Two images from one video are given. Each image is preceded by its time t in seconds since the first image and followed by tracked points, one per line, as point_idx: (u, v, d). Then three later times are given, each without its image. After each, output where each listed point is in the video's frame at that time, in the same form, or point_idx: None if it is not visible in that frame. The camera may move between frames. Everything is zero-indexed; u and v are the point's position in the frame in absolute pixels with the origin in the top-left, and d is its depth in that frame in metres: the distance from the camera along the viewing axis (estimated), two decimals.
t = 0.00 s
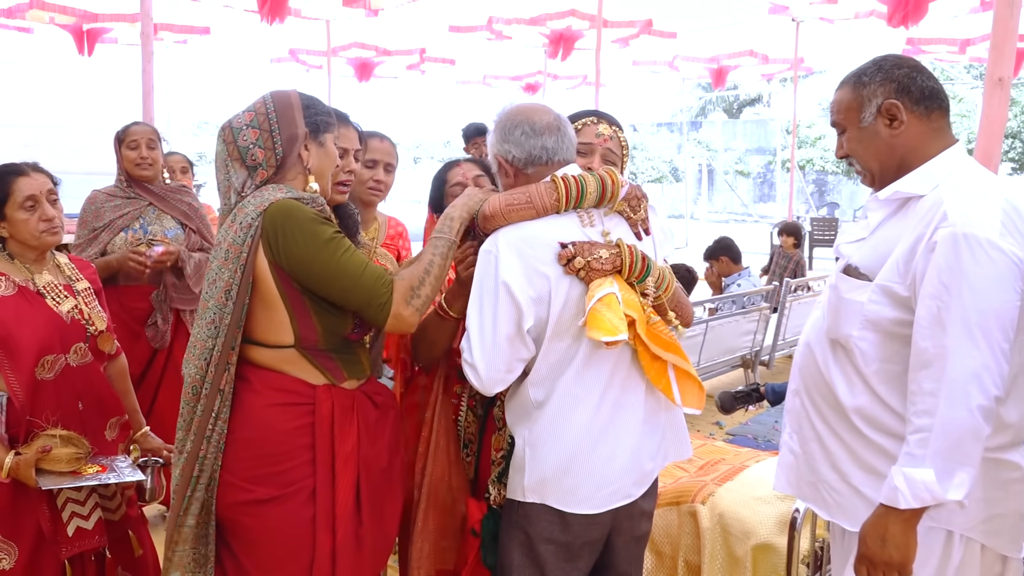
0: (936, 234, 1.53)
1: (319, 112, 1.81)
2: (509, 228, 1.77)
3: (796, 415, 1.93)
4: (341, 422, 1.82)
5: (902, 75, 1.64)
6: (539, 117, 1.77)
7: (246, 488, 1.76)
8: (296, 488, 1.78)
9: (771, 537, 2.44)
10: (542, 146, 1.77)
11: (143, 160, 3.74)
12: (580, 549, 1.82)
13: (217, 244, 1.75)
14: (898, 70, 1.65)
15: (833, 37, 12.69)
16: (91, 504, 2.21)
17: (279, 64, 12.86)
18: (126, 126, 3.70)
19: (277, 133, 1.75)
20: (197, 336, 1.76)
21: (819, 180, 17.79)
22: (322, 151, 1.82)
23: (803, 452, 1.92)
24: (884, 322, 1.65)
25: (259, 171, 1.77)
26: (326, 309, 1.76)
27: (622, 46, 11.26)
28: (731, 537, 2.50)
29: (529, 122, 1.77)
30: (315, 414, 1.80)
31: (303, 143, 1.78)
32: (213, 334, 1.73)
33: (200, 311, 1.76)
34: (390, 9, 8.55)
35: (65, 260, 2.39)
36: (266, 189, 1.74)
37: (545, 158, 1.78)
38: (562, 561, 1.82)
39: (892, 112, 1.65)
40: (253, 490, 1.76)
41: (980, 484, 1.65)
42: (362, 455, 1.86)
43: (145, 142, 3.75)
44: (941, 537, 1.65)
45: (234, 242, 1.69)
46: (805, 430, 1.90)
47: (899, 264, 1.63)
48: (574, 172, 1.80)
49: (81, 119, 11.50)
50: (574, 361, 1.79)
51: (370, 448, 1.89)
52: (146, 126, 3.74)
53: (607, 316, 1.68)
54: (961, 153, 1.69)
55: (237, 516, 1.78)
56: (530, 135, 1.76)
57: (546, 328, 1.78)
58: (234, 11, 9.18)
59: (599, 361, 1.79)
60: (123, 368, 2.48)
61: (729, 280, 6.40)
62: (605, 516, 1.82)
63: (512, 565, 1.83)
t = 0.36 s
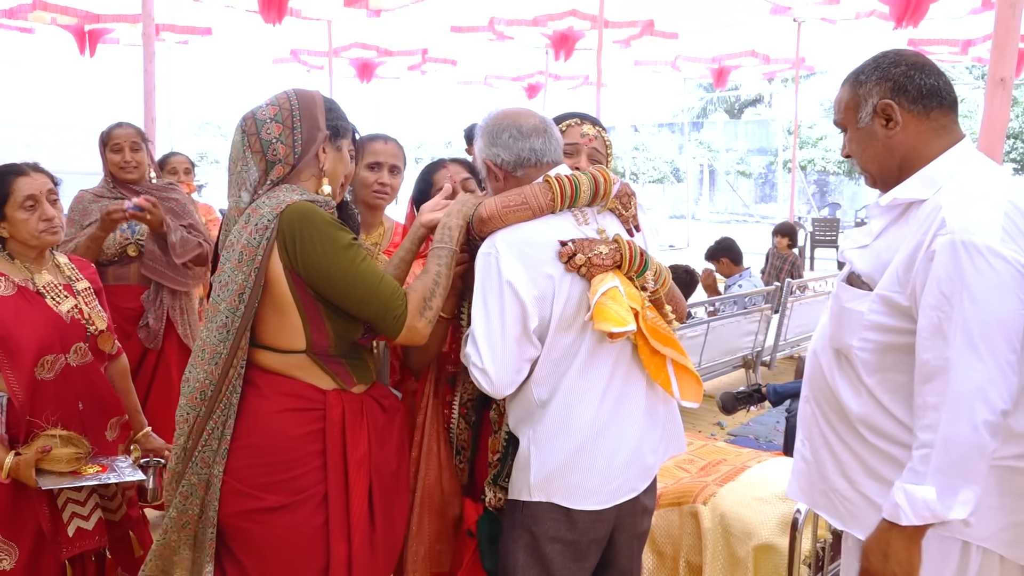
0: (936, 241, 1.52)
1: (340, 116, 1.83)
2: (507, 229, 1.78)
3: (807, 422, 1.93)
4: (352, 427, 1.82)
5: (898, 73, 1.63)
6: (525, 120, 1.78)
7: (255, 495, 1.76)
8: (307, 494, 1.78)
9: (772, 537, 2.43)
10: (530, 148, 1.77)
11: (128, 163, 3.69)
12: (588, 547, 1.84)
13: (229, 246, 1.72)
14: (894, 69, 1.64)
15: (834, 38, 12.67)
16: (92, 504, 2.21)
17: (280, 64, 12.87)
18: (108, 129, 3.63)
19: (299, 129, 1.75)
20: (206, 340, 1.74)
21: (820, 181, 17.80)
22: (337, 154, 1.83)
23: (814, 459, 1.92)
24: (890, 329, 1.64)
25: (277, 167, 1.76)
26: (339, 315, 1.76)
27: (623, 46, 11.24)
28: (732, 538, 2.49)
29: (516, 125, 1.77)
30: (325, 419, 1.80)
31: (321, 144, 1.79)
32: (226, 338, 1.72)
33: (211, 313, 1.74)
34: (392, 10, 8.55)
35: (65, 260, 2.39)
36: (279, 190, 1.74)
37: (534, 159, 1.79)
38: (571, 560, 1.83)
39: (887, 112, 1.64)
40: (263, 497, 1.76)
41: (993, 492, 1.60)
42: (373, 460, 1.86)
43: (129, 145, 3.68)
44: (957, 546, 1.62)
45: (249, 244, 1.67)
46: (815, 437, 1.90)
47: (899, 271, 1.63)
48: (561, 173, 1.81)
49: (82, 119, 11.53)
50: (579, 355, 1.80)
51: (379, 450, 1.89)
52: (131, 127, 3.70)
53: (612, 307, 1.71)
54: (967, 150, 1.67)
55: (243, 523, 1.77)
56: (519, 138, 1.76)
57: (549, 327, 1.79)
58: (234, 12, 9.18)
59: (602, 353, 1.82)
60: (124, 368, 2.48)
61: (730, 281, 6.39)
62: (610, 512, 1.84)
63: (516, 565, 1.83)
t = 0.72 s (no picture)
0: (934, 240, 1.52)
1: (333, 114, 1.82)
2: (507, 230, 1.78)
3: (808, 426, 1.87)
4: (348, 429, 1.82)
5: (905, 75, 1.62)
6: (520, 122, 1.77)
7: (252, 501, 1.75)
8: (304, 499, 1.78)
9: (770, 538, 2.43)
10: (527, 149, 1.77)
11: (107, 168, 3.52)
12: (588, 548, 1.85)
13: (226, 250, 1.73)
14: (901, 70, 1.63)
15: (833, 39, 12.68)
16: (89, 506, 2.20)
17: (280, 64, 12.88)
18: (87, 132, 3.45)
19: (296, 133, 1.75)
20: (203, 346, 1.74)
21: (819, 182, 17.81)
22: (331, 153, 1.83)
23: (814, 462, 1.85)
24: (888, 327, 1.64)
25: (278, 173, 1.76)
26: (336, 320, 1.76)
27: (622, 47, 11.25)
28: (730, 538, 2.50)
29: (512, 126, 1.77)
30: (322, 422, 1.80)
31: (317, 145, 1.79)
32: (223, 345, 1.71)
33: (208, 320, 1.74)
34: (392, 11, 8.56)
35: (62, 260, 2.38)
36: (276, 192, 1.74)
37: (530, 160, 1.79)
38: (572, 562, 1.83)
39: (894, 113, 1.63)
40: (259, 502, 1.75)
41: (993, 498, 1.56)
42: (369, 462, 1.87)
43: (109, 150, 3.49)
44: (955, 554, 1.56)
45: (246, 248, 1.68)
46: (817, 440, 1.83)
47: (897, 271, 1.63)
48: (556, 174, 1.82)
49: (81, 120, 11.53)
50: (579, 356, 1.81)
51: (375, 453, 1.90)
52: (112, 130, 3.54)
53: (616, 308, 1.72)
54: (971, 150, 1.66)
55: (240, 528, 1.76)
56: (514, 139, 1.76)
57: (550, 327, 1.79)
58: (233, 12, 9.19)
59: (603, 354, 1.82)
60: (120, 368, 2.48)
61: (729, 282, 6.39)
62: (611, 512, 1.84)
63: (517, 567, 1.83)
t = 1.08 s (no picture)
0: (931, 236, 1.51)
1: (303, 110, 1.81)
2: (499, 230, 1.77)
3: (798, 427, 1.86)
4: (338, 431, 1.82)
5: (905, 77, 1.61)
6: (510, 123, 1.79)
7: (244, 506, 1.75)
8: (295, 503, 1.77)
9: (760, 538, 2.44)
10: (516, 150, 1.77)
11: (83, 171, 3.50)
12: (579, 549, 1.85)
13: (210, 255, 1.70)
14: (901, 72, 1.62)
15: (825, 41, 12.72)
16: (76, 507, 2.20)
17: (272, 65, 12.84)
18: (61, 135, 3.45)
19: (260, 129, 1.74)
20: (192, 353, 1.70)
21: (810, 183, 17.91)
22: (307, 150, 1.82)
23: (803, 465, 1.84)
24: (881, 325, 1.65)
25: (246, 173, 1.76)
26: (322, 322, 1.76)
27: (615, 48, 11.26)
28: (719, 538, 2.50)
29: (501, 127, 1.78)
30: (313, 425, 1.80)
31: (287, 144, 1.78)
32: (214, 350, 1.69)
33: (193, 326, 1.71)
34: (384, 11, 8.54)
35: (50, 261, 2.38)
36: (257, 194, 1.73)
37: (520, 162, 1.78)
38: (563, 563, 1.84)
39: (901, 116, 1.61)
40: (251, 507, 1.74)
41: (986, 500, 1.57)
42: (359, 464, 1.87)
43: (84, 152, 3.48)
44: (948, 555, 1.57)
45: (232, 252, 1.65)
46: (806, 443, 1.83)
47: (891, 270, 1.63)
48: (549, 175, 1.82)
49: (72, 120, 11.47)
50: (570, 357, 1.81)
51: (365, 456, 1.90)
52: (86, 133, 3.53)
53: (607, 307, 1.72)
54: (966, 150, 1.65)
55: (235, 534, 1.75)
56: (503, 140, 1.77)
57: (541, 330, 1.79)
58: (225, 13, 9.15)
59: (593, 356, 1.83)
60: (107, 369, 2.47)
61: (720, 282, 6.41)
62: (601, 513, 1.85)
63: (507, 569, 1.83)
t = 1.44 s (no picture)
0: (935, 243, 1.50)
1: (287, 106, 1.80)
2: (503, 227, 1.77)
3: (791, 430, 1.86)
4: (329, 431, 1.81)
5: (896, 79, 1.62)
6: (508, 122, 1.79)
7: (234, 505, 1.75)
8: (285, 501, 1.77)
9: (752, 538, 2.44)
10: (516, 149, 1.77)
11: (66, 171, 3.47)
12: (577, 548, 1.85)
13: (201, 250, 1.69)
14: (892, 75, 1.62)
15: (821, 42, 12.75)
16: (67, 507, 2.18)
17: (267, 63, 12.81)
18: (42, 136, 3.44)
19: (240, 128, 1.73)
20: (188, 349, 1.70)
21: (805, 184, 17.95)
22: (292, 147, 1.82)
23: (798, 468, 1.85)
24: (885, 328, 1.65)
25: (227, 172, 1.75)
26: (316, 313, 1.79)
27: (611, 49, 11.25)
28: (713, 539, 2.50)
29: (501, 127, 1.78)
30: (303, 423, 1.79)
31: (271, 140, 1.77)
32: (211, 344, 1.68)
33: (189, 322, 1.71)
34: (379, 11, 8.51)
35: (44, 260, 2.38)
36: (246, 190, 1.73)
37: (520, 160, 1.78)
38: (560, 562, 1.84)
39: (895, 119, 1.61)
40: (241, 505, 1.75)
41: (983, 502, 1.55)
42: (351, 462, 1.86)
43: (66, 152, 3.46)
44: (945, 557, 1.57)
45: (222, 246, 1.65)
46: (800, 446, 1.83)
47: (894, 275, 1.63)
48: (550, 173, 1.82)
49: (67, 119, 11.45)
50: (570, 356, 1.81)
51: (357, 455, 1.89)
52: (67, 133, 3.52)
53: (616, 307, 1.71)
54: (961, 152, 1.66)
55: (230, 533, 1.76)
56: (503, 139, 1.77)
57: (543, 327, 1.79)
58: (221, 11, 9.12)
59: (593, 354, 1.84)
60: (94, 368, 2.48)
61: (715, 283, 6.42)
62: (599, 511, 1.85)
63: (504, 569, 1.82)
